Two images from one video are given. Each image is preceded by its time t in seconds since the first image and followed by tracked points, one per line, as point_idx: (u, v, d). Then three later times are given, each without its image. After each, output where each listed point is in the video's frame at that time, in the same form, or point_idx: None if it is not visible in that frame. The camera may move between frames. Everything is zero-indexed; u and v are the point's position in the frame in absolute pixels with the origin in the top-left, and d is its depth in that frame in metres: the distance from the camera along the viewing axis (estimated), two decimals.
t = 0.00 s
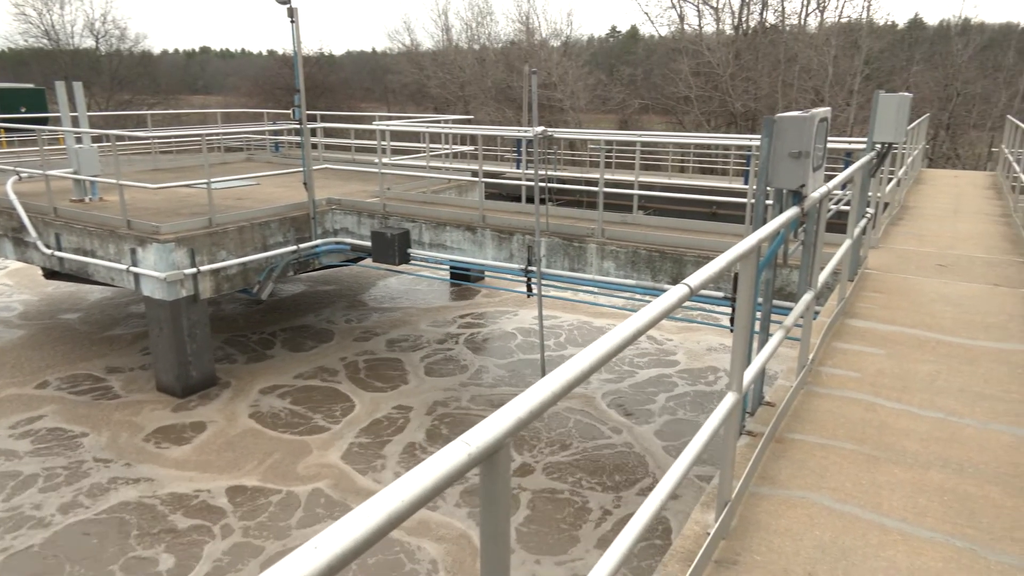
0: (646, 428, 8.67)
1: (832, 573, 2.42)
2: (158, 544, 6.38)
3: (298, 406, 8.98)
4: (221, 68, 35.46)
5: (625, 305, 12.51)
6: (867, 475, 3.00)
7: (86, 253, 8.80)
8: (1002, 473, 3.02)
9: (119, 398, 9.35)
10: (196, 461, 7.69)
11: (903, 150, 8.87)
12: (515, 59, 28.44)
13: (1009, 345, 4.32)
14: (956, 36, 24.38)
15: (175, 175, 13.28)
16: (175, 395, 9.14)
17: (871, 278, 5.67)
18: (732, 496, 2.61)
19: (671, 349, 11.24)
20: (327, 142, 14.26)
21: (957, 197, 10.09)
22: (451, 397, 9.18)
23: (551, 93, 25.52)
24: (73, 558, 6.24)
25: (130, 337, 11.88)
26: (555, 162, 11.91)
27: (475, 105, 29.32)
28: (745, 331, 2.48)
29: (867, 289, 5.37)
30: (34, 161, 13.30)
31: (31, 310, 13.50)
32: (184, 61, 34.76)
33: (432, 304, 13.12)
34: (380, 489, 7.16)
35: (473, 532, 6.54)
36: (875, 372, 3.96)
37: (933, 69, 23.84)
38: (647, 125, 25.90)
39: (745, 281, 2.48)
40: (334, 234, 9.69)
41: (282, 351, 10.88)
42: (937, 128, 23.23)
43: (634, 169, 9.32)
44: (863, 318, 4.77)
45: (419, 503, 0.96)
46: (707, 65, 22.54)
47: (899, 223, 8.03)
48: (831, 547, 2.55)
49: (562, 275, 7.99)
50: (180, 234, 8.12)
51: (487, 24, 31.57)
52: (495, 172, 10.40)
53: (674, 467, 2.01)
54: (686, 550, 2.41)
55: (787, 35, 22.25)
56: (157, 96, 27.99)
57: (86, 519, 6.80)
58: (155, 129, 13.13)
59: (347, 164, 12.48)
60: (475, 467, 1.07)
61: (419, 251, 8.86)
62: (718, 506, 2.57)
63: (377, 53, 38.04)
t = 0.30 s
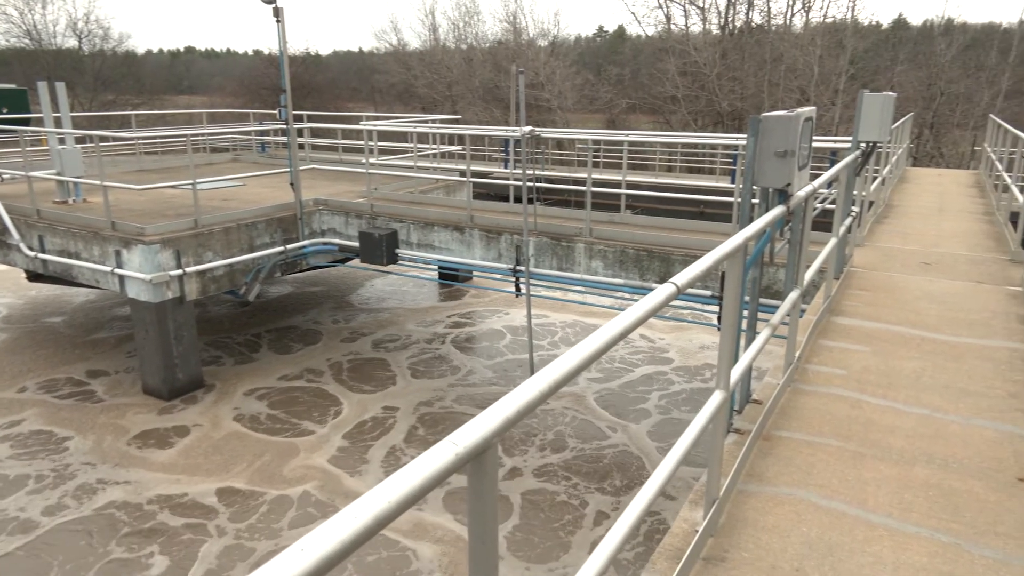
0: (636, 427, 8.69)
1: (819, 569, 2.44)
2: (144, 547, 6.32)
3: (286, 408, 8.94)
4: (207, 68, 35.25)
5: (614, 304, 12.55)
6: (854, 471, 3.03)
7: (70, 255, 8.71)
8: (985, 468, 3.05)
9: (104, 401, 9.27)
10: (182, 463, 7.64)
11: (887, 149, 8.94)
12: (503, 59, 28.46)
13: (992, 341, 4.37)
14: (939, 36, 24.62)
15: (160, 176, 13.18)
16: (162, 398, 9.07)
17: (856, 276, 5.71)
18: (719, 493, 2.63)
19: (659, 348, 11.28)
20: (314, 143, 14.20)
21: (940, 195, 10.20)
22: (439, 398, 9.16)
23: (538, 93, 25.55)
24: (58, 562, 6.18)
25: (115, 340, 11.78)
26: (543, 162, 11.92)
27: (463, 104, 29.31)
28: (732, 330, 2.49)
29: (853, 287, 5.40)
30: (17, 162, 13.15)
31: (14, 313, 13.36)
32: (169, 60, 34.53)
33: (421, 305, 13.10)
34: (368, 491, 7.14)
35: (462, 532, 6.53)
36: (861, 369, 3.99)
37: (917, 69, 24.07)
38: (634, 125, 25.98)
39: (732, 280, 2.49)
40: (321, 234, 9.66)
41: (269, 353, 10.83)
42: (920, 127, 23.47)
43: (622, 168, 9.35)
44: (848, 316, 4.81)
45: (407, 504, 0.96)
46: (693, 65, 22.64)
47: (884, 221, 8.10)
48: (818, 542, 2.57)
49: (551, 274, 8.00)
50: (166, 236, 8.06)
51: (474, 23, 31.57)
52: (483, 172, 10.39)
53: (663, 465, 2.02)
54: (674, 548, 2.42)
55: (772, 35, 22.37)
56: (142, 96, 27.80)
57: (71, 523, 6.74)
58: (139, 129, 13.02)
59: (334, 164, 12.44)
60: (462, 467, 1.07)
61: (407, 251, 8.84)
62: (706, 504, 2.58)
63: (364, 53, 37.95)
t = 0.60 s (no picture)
0: (623, 424, 8.72)
1: (804, 562, 2.46)
2: (129, 549, 6.27)
3: (271, 408, 8.88)
4: (189, 66, 34.89)
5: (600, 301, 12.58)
6: (837, 465, 3.06)
7: (51, 256, 8.61)
8: (966, 460, 3.09)
9: (86, 403, 9.18)
10: (167, 465, 7.58)
11: (869, 145, 9.03)
12: (488, 56, 28.41)
13: (972, 335, 4.42)
14: (920, 34, 24.86)
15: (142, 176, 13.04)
16: (145, 399, 8.99)
17: (839, 272, 5.76)
18: (705, 489, 2.64)
19: (645, 345, 11.32)
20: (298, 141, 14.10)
21: (920, 191, 10.32)
22: (426, 397, 9.14)
23: (524, 90, 25.52)
24: (41, 566, 6.11)
25: (97, 341, 11.65)
26: (529, 159, 11.91)
27: (448, 102, 29.22)
28: (716, 327, 2.51)
29: (835, 283, 5.46)
30: None
31: None
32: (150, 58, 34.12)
33: (407, 303, 13.06)
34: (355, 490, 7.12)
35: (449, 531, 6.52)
36: (844, 364, 4.03)
37: (898, 67, 24.30)
38: (619, 123, 26.03)
39: (717, 276, 2.51)
40: (306, 233, 9.63)
41: (254, 353, 10.76)
42: (902, 124, 23.70)
43: (607, 165, 9.37)
44: (831, 311, 4.85)
45: (391, 503, 0.96)
46: (678, 62, 22.69)
47: (866, 217, 8.18)
48: (803, 535, 2.60)
49: (537, 272, 8.01)
50: (148, 235, 7.98)
51: (459, 21, 31.48)
52: (469, 170, 10.38)
53: (649, 461, 2.03)
54: (661, 543, 2.43)
55: (756, 33, 22.48)
56: (122, 94, 27.44)
57: (53, 526, 6.66)
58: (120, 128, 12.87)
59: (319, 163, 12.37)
60: (448, 465, 1.07)
61: (393, 250, 8.82)
62: (693, 498, 2.60)
63: (348, 50, 37.74)
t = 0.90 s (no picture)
0: (609, 421, 8.75)
1: (787, 556, 2.48)
2: (109, 552, 6.20)
3: (254, 409, 8.82)
4: (170, 64, 34.54)
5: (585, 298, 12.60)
6: (820, 460, 3.09)
7: (29, 256, 8.49)
8: (946, 453, 3.13)
9: (66, 406, 9.07)
10: (149, 467, 7.51)
11: (850, 142, 9.11)
12: (472, 55, 28.36)
13: (951, 330, 4.48)
14: (900, 32, 25.14)
15: (122, 175, 12.89)
16: (127, 400, 8.90)
17: (821, 268, 5.82)
18: (690, 485, 2.66)
19: (630, 342, 11.37)
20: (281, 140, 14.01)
21: (900, 188, 10.44)
22: (411, 397, 9.13)
23: (507, 88, 25.51)
24: (19, 569, 6.03)
25: (77, 342, 11.52)
26: (513, 158, 11.92)
27: (432, 101, 29.16)
28: (700, 323, 2.52)
29: (818, 279, 5.50)
30: None
31: None
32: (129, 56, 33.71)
33: (392, 302, 13.02)
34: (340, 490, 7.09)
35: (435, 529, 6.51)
36: (826, 360, 4.07)
37: (878, 65, 24.56)
38: (603, 121, 26.10)
39: (700, 273, 2.52)
40: (290, 233, 9.58)
41: (237, 353, 10.68)
42: (882, 122, 23.95)
43: (591, 163, 9.39)
44: (813, 307, 4.90)
45: (376, 501, 0.96)
46: (661, 60, 22.78)
47: (847, 214, 8.26)
48: (786, 530, 2.62)
49: (522, 270, 8.02)
50: (129, 235, 7.89)
51: (443, 19, 31.39)
52: (454, 168, 10.35)
53: (633, 458, 2.04)
54: (646, 539, 2.44)
55: (738, 31, 22.61)
56: (102, 93, 27.13)
57: (32, 529, 6.58)
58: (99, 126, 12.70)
59: (303, 162, 12.30)
60: (432, 464, 1.07)
61: (377, 249, 8.80)
62: (677, 494, 2.61)
63: (332, 49, 37.56)
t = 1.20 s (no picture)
0: (596, 420, 8.77)
1: (773, 552, 2.50)
2: (92, 557, 6.14)
3: (239, 412, 8.76)
4: (151, 63, 34.16)
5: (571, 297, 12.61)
6: (804, 457, 3.11)
7: (9, 258, 8.39)
8: (928, 449, 3.17)
9: (47, 409, 8.96)
10: (132, 470, 7.44)
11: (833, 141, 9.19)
12: (457, 54, 28.31)
13: (933, 327, 4.53)
14: (881, 32, 25.38)
15: (103, 176, 12.75)
16: (110, 403, 8.82)
17: (805, 266, 5.87)
18: (676, 483, 2.67)
19: (616, 340, 11.40)
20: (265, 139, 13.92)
21: (882, 186, 10.55)
22: (398, 397, 9.10)
23: (493, 88, 25.49)
24: None
25: (58, 345, 11.39)
26: (499, 157, 11.91)
27: (417, 100, 29.08)
28: (685, 322, 2.53)
29: (802, 277, 5.55)
30: None
31: None
32: (110, 55, 33.29)
33: (378, 303, 12.98)
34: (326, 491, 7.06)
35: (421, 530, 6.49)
36: (810, 357, 4.10)
37: (860, 64, 24.80)
38: (589, 120, 26.13)
39: (685, 272, 2.53)
40: (274, 233, 9.52)
41: (221, 355, 10.61)
42: (865, 121, 24.16)
43: (577, 162, 9.41)
44: (797, 305, 4.94)
45: (361, 502, 0.96)
46: (646, 60, 22.84)
47: (830, 212, 8.32)
48: (772, 527, 2.64)
49: (508, 270, 8.02)
50: (110, 237, 7.81)
51: (427, 18, 31.30)
52: (439, 168, 10.34)
53: (620, 456, 2.04)
54: (633, 537, 2.45)
55: (722, 31, 22.71)
56: (82, 93, 26.78)
57: (13, 534, 6.50)
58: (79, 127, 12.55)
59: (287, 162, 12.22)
60: (417, 465, 1.07)
61: (363, 249, 8.77)
62: (663, 492, 2.62)
63: (316, 48, 37.40)
